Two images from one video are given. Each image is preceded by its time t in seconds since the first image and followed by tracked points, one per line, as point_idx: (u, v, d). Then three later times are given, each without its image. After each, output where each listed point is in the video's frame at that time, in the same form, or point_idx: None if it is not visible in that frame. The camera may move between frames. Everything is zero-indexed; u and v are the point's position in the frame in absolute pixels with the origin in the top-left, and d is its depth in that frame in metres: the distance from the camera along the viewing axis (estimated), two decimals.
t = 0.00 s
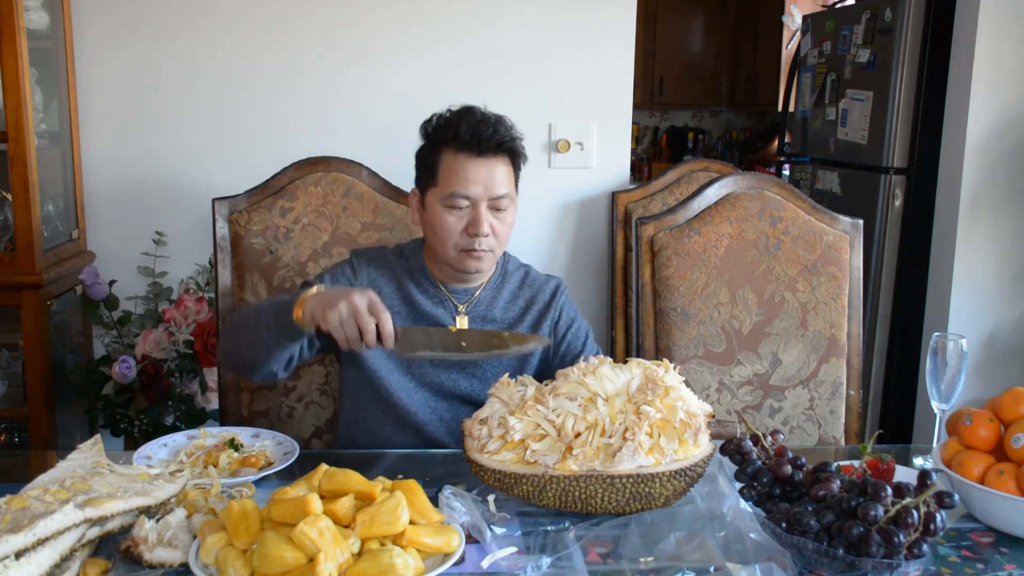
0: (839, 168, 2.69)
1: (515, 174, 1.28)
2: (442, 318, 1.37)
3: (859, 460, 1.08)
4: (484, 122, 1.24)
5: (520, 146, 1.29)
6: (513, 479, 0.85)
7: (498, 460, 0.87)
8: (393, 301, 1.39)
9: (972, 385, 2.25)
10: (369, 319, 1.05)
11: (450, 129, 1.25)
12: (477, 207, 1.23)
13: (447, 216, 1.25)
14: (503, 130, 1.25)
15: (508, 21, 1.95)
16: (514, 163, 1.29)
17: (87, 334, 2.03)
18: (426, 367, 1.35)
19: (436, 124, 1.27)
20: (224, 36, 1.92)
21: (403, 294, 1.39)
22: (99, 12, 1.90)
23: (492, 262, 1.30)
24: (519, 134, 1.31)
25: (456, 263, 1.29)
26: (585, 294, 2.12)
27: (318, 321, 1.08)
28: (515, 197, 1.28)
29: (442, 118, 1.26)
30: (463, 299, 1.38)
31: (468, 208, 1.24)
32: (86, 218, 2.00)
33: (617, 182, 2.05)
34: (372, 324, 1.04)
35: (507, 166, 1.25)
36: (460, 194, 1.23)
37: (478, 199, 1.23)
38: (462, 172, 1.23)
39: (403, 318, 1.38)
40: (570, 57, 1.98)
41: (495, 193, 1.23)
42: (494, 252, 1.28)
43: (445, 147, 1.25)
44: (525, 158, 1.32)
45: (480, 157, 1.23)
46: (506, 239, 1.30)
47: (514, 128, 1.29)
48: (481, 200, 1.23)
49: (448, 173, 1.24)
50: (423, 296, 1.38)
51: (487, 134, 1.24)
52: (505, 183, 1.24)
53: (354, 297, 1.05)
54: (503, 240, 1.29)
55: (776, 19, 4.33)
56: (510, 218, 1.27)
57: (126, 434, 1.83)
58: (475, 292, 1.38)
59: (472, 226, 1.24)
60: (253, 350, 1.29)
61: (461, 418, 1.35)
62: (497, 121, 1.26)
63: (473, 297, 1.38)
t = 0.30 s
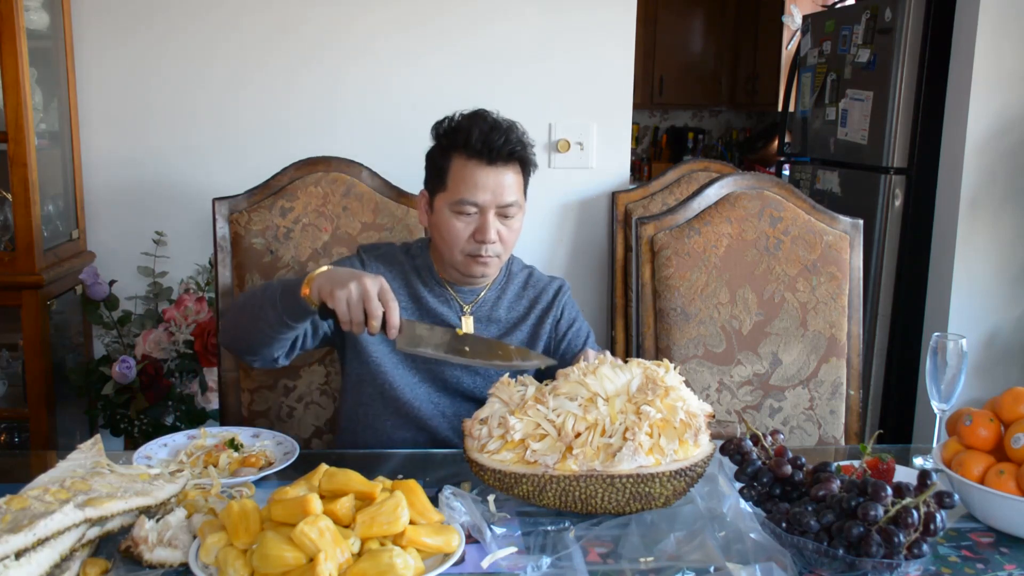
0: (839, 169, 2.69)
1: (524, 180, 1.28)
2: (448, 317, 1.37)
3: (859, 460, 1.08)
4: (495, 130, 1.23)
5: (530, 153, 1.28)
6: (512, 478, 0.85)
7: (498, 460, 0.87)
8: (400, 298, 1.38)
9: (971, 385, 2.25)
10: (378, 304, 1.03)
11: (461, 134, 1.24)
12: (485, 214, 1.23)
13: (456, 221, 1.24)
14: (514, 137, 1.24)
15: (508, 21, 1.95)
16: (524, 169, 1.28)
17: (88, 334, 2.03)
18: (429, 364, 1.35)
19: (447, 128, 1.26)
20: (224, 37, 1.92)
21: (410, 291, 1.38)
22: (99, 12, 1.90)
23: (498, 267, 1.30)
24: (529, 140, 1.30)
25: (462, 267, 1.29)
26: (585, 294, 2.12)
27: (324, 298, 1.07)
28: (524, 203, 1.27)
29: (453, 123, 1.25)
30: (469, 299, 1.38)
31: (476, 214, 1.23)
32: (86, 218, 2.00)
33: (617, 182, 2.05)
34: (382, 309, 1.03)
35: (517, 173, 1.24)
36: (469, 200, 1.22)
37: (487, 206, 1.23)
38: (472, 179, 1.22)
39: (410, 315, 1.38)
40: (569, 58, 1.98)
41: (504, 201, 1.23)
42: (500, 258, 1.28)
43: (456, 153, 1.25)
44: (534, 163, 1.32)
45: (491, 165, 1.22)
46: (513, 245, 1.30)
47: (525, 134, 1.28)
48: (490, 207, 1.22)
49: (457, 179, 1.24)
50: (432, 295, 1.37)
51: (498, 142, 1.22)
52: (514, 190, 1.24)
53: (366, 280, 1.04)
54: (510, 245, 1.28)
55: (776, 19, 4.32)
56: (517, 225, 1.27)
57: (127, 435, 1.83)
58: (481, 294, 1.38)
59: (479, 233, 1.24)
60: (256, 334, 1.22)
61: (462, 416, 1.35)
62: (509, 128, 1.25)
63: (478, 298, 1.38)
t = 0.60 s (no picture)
0: (839, 168, 2.69)
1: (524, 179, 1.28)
2: (446, 316, 1.37)
3: (859, 460, 1.08)
4: (497, 128, 1.24)
5: (531, 153, 1.28)
6: (512, 478, 0.85)
7: (498, 460, 0.87)
8: (397, 300, 1.38)
9: (971, 385, 2.25)
10: (369, 325, 1.04)
11: (462, 133, 1.24)
12: (485, 212, 1.23)
13: (455, 219, 1.24)
14: (516, 136, 1.24)
15: (508, 21, 1.95)
16: (524, 169, 1.28)
17: (88, 334, 2.03)
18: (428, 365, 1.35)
19: (448, 127, 1.26)
20: (224, 37, 1.92)
21: (408, 293, 1.38)
22: (98, 12, 1.90)
23: (497, 265, 1.30)
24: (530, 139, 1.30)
25: (462, 266, 1.29)
26: (585, 294, 2.12)
27: (319, 323, 1.08)
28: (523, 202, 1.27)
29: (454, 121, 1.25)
30: (468, 299, 1.38)
31: (476, 213, 1.23)
32: (86, 217, 1.99)
33: (617, 182, 2.05)
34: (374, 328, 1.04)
35: (517, 172, 1.25)
36: (469, 199, 1.22)
37: (487, 205, 1.23)
38: (472, 177, 1.22)
39: (407, 317, 1.38)
40: (569, 58, 1.98)
41: (504, 199, 1.23)
42: (499, 257, 1.28)
43: (456, 151, 1.25)
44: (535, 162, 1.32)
45: (491, 164, 1.23)
46: (512, 243, 1.30)
47: (525, 134, 1.28)
48: (490, 205, 1.23)
49: (457, 177, 1.24)
50: (430, 297, 1.37)
51: (499, 141, 1.22)
52: (514, 189, 1.24)
53: (357, 302, 1.06)
54: (509, 244, 1.29)
55: (776, 19, 4.33)
56: (516, 223, 1.27)
57: (126, 435, 1.83)
58: (479, 292, 1.38)
59: (479, 231, 1.24)
60: (254, 352, 1.22)
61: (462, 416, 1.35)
62: (510, 127, 1.25)
63: (477, 297, 1.38)
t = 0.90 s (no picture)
0: (839, 168, 2.69)
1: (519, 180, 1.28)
2: (443, 319, 1.36)
3: (859, 460, 1.08)
4: (491, 130, 1.24)
5: (526, 153, 1.28)
6: (512, 478, 0.85)
7: (498, 460, 0.87)
8: (393, 303, 1.38)
9: (971, 385, 2.25)
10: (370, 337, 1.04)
11: (457, 134, 1.24)
12: (481, 213, 1.23)
13: (451, 221, 1.24)
14: (511, 137, 1.24)
15: (508, 21, 1.95)
16: (519, 169, 1.28)
17: (88, 334, 2.03)
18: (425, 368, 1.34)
19: (443, 128, 1.26)
20: (224, 37, 1.92)
21: (403, 296, 1.38)
22: (98, 12, 1.90)
23: (494, 266, 1.30)
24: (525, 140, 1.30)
25: (458, 268, 1.29)
26: (585, 293, 2.12)
27: (319, 335, 1.08)
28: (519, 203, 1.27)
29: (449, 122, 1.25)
30: (464, 301, 1.38)
31: (472, 214, 1.23)
32: (86, 217, 1.99)
33: (617, 182, 2.05)
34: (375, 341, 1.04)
35: (512, 173, 1.25)
36: (465, 200, 1.22)
37: (483, 206, 1.22)
38: (468, 178, 1.22)
39: (404, 320, 1.37)
40: (569, 57, 1.98)
41: (500, 200, 1.23)
42: (495, 258, 1.28)
43: (451, 152, 1.25)
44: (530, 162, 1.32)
45: (486, 165, 1.23)
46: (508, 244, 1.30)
47: (521, 134, 1.28)
48: (486, 206, 1.22)
49: (453, 178, 1.24)
50: (427, 301, 1.37)
51: (494, 142, 1.22)
52: (510, 189, 1.24)
53: (356, 314, 1.06)
54: (505, 245, 1.29)
55: (776, 19, 4.33)
56: (512, 224, 1.27)
57: (127, 435, 1.83)
58: (476, 294, 1.38)
59: (475, 232, 1.24)
60: (252, 360, 1.21)
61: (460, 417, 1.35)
62: (505, 128, 1.25)
63: (473, 299, 1.38)
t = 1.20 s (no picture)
0: (839, 168, 2.69)
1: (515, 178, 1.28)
2: (443, 319, 1.36)
3: (859, 460, 1.08)
4: (486, 128, 1.24)
5: (522, 151, 1.28)
6: (512, 478, 0.85)
7: (498, 459, 0.87)
8: (392, 303, 1.38)
9: (971, 385, 2.25)
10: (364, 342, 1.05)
11: (452, 133, 1.24)
12: (478, 212, 1.23)
13: (448, 220, 1.24)
14: (506, 135, 1.24)
15: (508, 21, 1.95)
16: (516, 168, 1.28)
17: (87, 334, 2.03)
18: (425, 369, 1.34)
19: (438, 128, 1.26)
20: (225, 37, 1.92)
21: (402, 296, 1.38)
22: (98, 12, 1.90)
23: (492, 265, 1.30)
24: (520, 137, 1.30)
25: (457, 267, 1.29)
26: (585, 293, 2.12)
27: (313, 336, 1.08)
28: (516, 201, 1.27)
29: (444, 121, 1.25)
30: (463, 301, 1.38)
31: (469, 213, 1.23)
32: (86, 217, 1.99)
33: (617, 182, 2.05)
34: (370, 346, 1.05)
35: (508, 171, 1.25)
36: (462, 198, 1.22)
37: (479, 204, 1.23)
38: (464, 177, 1.22)
39: (403, 320, 1.37)
40: (569, 57, 1.98)
41: (496, 198, 1.23)
42: (493, 256, 1.28)
43: (446, 152, 1.25)
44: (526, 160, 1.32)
45: (482, 163, 1.23)
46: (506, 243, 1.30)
47: (516, 132, 1.28)
48: (482, 205, 1.23)
49: (449, 177, 1.24)
50: (426, 301, 1.37)
51: (490, 140, 1.23)
52: (506, 187, 1.24)
53: (351, 318, 1.06)
54: (503, 243, 1.29)
55: (776, 19, 4.33)
56: (509, 222, 1.27)
57: (126, 435, 1.83)
58: (475, 294, 1.38)
59: (473, 230, 1.24)
60: (249, 361, 1.21)
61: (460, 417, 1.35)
62: (500, 126, 1.25)
63: (472, 299, 1.38)
